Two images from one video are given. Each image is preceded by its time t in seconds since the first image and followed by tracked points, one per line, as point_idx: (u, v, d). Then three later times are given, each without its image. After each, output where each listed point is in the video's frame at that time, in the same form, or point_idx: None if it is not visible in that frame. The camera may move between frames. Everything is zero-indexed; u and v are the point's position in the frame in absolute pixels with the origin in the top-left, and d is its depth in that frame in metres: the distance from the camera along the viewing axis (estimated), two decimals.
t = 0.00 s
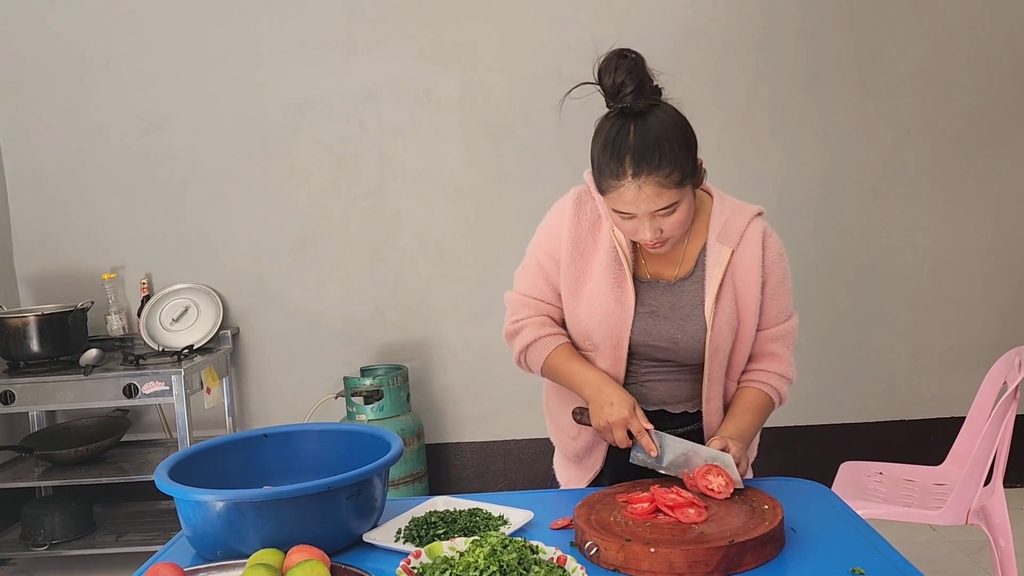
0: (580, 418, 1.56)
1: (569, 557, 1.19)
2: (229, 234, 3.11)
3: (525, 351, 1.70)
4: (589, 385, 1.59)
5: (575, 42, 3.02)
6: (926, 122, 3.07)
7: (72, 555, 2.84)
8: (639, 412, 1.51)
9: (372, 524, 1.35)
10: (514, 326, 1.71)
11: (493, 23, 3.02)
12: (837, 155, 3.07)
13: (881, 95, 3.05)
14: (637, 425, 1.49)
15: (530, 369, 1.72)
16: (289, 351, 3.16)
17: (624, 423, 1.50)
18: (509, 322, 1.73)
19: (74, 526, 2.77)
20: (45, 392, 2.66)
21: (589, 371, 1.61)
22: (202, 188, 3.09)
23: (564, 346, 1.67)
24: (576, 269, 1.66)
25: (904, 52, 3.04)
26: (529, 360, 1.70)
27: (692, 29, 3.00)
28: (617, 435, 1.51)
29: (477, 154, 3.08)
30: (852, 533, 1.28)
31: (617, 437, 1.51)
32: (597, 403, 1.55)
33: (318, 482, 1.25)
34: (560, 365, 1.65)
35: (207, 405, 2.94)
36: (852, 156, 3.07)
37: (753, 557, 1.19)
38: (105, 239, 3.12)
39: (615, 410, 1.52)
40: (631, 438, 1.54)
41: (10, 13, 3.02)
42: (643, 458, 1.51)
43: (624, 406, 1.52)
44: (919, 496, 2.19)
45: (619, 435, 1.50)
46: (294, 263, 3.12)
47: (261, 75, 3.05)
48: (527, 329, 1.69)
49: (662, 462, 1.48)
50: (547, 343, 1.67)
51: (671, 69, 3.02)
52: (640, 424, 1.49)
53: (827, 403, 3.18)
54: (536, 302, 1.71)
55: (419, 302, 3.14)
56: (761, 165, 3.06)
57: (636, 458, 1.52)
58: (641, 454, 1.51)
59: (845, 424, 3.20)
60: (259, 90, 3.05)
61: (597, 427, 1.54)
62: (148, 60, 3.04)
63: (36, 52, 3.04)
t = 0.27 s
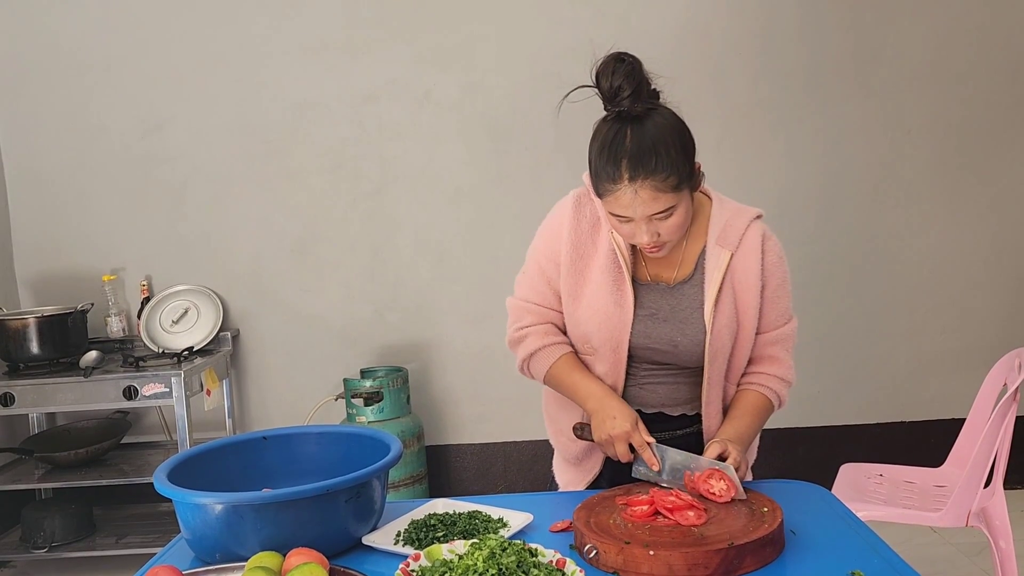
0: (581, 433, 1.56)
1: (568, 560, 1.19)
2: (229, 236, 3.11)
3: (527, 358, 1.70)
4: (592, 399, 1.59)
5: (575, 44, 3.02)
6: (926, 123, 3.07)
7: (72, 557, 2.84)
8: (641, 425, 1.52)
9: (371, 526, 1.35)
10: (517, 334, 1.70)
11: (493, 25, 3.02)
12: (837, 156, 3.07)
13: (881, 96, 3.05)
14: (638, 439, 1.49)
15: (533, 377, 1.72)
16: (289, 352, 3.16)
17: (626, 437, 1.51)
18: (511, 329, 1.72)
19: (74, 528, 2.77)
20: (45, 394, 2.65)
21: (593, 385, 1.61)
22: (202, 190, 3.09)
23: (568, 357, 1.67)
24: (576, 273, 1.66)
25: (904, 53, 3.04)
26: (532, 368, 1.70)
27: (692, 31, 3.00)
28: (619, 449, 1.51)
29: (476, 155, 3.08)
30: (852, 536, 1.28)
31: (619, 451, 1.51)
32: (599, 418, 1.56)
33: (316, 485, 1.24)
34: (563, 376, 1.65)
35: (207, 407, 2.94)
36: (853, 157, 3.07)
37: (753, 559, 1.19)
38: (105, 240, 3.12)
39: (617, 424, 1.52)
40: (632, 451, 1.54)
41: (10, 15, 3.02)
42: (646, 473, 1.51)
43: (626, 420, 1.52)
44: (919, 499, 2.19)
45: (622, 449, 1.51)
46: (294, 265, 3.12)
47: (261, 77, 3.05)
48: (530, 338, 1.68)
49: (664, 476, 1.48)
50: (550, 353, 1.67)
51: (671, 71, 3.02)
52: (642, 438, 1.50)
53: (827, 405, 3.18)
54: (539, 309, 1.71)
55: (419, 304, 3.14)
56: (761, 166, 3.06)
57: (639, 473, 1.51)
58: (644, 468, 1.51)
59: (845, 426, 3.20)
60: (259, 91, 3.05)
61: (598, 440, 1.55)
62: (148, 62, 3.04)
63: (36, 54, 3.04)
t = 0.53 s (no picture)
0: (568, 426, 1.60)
1: (569, 562, 1.18)
2: (229, 238, 3.11)
3: (513, 351, 1.70)
4: (569, 395, 1.60)
5: (575, 46, 3.02)
6: (926, 125, 3.07)
7: (72, 560, 2.84)
8: (614, 425, 1.51)
9: (371, 529, 1.34)
10: (504, 327, 1.72)
11: (493, 26, 3.02)
12: (837, 158, 3.07)
13: (881, 98, 3.05)
14: (611, 439, 1.49)
15: (518, 370, 1.72)
16: (289, 355, 3.16)
17: (601, 438, 1.51)
18: (500, 323, 1.74)
19: (74, 531, 2.76)
20: (45, 396, 2.65)
21: (569, 381, 1.62)
22: (202, 192, 3.09)
23: (551, 351, 1.68)
24: (571, 271, 1.66)
25: (904, 55, 3.04)
26: (517, 361, 1.71)
27: (692, 33, 3.01)
28: (597, 447, 1.53)
29: (477, 157, 3.08)
30: (853, 539, 1.27)
31: (598, 448, 1.53)
32: (577, 414, 1.57)
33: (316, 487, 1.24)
34: (544, 370, 1.66)
35: (207, 409, 2.94)
36: (853, 159, 3.07)
37: (754, 562, 1.18)
38: (105, 243, 3.12)
39: (592, 424, 1.53)
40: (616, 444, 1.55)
41: (10, 18, 3.02)
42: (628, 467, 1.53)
43: (599, 420, 1.52)
44: (920, 501, 2.18)
45: (599, 447, 1.53)
46: (294, 267, 3.12)
47: (261, 79, 3.05)
48: (516, 331, 1.70)
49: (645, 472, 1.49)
50: (533, 346, 1.68)
51: (671, 73, 3.02)
52: (615, 437, 1.49)
53: (827, 407, 3.18)
54: (532, 306, 1.72)
55: (419, 306, 3.14)
56: (761, 168, 3.06)
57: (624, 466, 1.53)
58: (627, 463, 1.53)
59: (845, 428, 3.20)
60: (259, 93, 3.05)
61: (580, 438, 1.56)
62: (148, 64, 3.04)
63: (36, 56, 3.04)
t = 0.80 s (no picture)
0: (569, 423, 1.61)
1: (569, 564, 1.19)
2: (229, 240, 3.12)
3: (512, 357, 1.71)
4: (566, 395, 1.60)
5: (574, 48, 3.03)
6: (925, 126, 3.08)
7: (72, 562, 2.84)
8: (611, 420, 1.51)
9: (372, 531, 1.35)
10: (503, 333, 1.73)
11: (493, 29, 3.03)
12: (836, 160, 3.07)
13: (879, 99, 3.06)
14: (608, 434, 1.49)
15: (518, 375, 1.73)
16: (289, 357, 3.16)
17: (599, 433, 1.51)
18: (499, 330, 1.75)
19: (75, 533, 2.76)
20: (46, 398, 2.65)
21: (565, 380, 1.61)
22: (203, 194, 3.10)
23: (549, 353, 1.68)
24: (565, 273, 1.67)
25: (903, 57, 3.05)
26: (517, 366, 1.71)
27: (691, 35, 3.01)
28: (597, 443, 1.53)
29: (476, 160, 3.08)
30: (854, 540, 1.27)
31: (597, 444, 1.53)
32: (576, 411, 1.57)
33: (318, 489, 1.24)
34: (542, 370, 1.66)
35: (207, 412, 2.94)
36: (852, 161, 3.07)
37: (754, 564, 1.19)
38: (106, 245, 3.12)
39: (590, 419, 1.53)
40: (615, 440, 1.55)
41: (10, 20, 3.02)
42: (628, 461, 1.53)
43: (597, 416, 1.52)
44: (920, 502, 2.19)
45: (599, 443, 1.52)
46: (294, 269, 3.13)
47: (261, 81, 3.05)
48: (513, 337, 1.70)
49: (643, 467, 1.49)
50: (531, 350, 1.68)
51: (670, 74, 3.03)
52: (612, 431, 1.49)
53: (827, 409, 3.18)
54: (528, 312, 1.72)
55: (418, 308, 3.14)
56: (760, 170, 3.07)
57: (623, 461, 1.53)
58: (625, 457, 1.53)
59: (845, 430, 3.20)
60: (259, 96, 3.06)
61: (580, 436, 1.56)
62: (148, 66, 3.05)
63: (36, 58, 3.04)
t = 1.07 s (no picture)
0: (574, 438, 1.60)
1: (569, 565, 1.19)
2: (230, 242, 3.12)
3: (513, 370, 1.71)
4: (570, 407, 1.60)
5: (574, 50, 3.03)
6: (925, 127, 3.08)
7: (73, 564, 2.84)
8: (617, 433, 1.51)
9: (373, 532, 1.35)
10: (501, 347, 1.73)
11: (492, 30, 3.03)
12: (836, 161, 3.07)
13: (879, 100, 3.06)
14: (615, 447, 1.48)
15: (520, 389, 1.73)
16: (290, 358, 3.16)
17: (605, 446, 1.51)
18: (496, 344, 1.75)
19: (75, 534, 2.76)
20: (46, 400, 2.66)
21: (569, 393, 1.62)
22: (203, 196, 3.10)
23: (549, 364, 1.69)
24: (557, 280, 1.68)
25: (902, 58, 3.05)
26: (518, 379, 1.71)
27: (691, 36, 3.01)
28: (602, 457, 1.53)
29: (476, 161, 3.08)
30: (854, 541, 1.28)
31: (603, 458, 1.52)
32: (580, 425, 1.57)
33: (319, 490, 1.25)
34: (544, 383, 1.66)
35: (208, 413, 2.94)
36: (851, 162, 3.08)
37: (754, 565, 1.19)
38: (106, 247, 3.13)
39: (595, 433, 1.53)
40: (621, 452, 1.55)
41: (11, 22, 3.03)
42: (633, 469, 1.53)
43: (602, 429, 1.52)
44: (920, 503, 2.19)
45: (604, 456, 1.52)
46: (294, 270, 3.13)
47: (261, 83, 3.06)
48: (512, 350, 1.70)
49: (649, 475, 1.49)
50: (531, 363, 1.69)
51: (670, 76, 3.03)
52: (619, 444, 1.49)
53: (827, 410, 3.18)
54: (524, 322, 1.72)
55: (418, 309, 3.14)
56: (760, 171, 3.07)
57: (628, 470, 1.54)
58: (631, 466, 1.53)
59: (845, 431, 3.20)
60: (259, 97, 3.06)
61: (585, 451, 1.56)
62: (148, 68, 3.05)
63: (36, 60, 3.05)
